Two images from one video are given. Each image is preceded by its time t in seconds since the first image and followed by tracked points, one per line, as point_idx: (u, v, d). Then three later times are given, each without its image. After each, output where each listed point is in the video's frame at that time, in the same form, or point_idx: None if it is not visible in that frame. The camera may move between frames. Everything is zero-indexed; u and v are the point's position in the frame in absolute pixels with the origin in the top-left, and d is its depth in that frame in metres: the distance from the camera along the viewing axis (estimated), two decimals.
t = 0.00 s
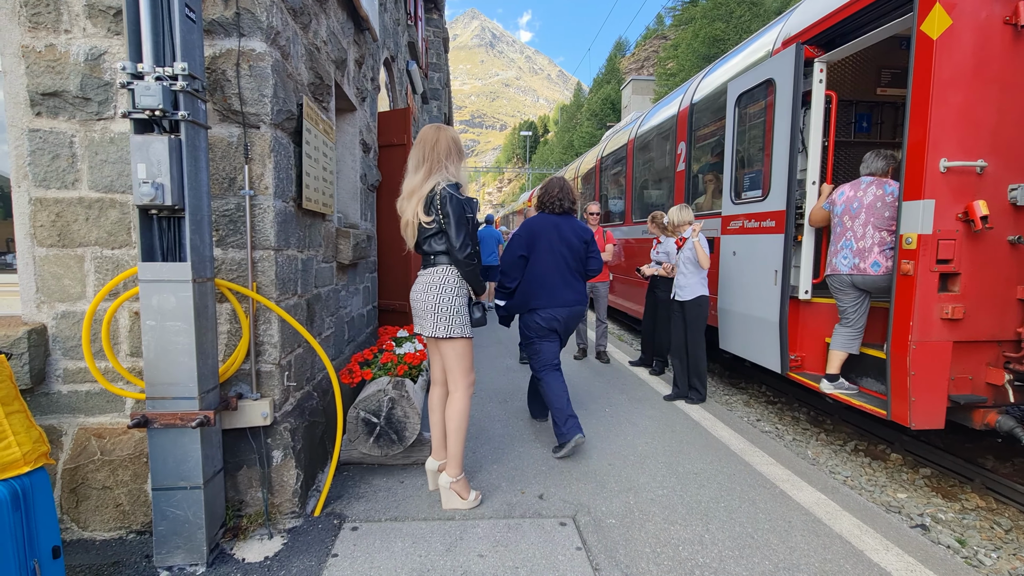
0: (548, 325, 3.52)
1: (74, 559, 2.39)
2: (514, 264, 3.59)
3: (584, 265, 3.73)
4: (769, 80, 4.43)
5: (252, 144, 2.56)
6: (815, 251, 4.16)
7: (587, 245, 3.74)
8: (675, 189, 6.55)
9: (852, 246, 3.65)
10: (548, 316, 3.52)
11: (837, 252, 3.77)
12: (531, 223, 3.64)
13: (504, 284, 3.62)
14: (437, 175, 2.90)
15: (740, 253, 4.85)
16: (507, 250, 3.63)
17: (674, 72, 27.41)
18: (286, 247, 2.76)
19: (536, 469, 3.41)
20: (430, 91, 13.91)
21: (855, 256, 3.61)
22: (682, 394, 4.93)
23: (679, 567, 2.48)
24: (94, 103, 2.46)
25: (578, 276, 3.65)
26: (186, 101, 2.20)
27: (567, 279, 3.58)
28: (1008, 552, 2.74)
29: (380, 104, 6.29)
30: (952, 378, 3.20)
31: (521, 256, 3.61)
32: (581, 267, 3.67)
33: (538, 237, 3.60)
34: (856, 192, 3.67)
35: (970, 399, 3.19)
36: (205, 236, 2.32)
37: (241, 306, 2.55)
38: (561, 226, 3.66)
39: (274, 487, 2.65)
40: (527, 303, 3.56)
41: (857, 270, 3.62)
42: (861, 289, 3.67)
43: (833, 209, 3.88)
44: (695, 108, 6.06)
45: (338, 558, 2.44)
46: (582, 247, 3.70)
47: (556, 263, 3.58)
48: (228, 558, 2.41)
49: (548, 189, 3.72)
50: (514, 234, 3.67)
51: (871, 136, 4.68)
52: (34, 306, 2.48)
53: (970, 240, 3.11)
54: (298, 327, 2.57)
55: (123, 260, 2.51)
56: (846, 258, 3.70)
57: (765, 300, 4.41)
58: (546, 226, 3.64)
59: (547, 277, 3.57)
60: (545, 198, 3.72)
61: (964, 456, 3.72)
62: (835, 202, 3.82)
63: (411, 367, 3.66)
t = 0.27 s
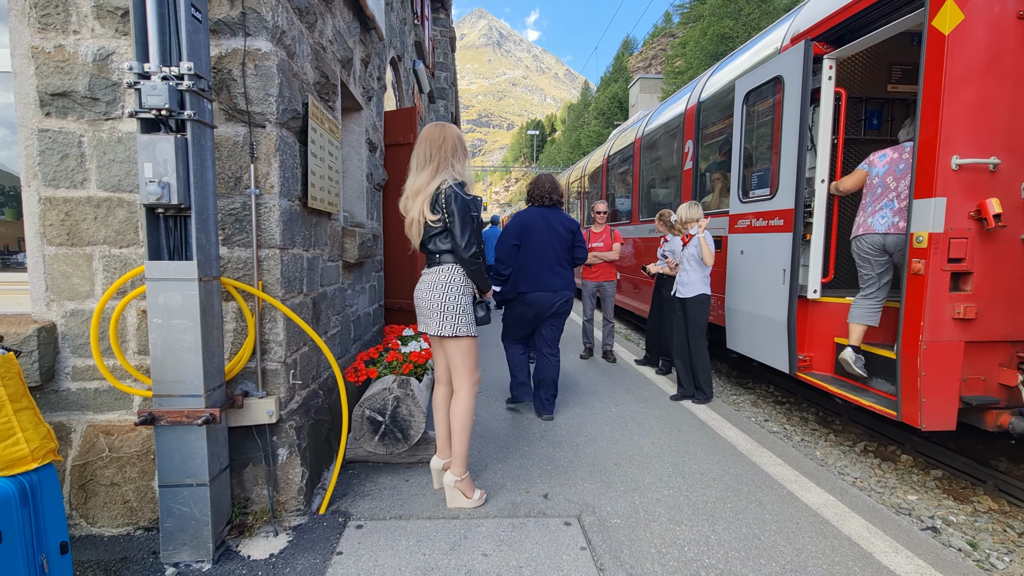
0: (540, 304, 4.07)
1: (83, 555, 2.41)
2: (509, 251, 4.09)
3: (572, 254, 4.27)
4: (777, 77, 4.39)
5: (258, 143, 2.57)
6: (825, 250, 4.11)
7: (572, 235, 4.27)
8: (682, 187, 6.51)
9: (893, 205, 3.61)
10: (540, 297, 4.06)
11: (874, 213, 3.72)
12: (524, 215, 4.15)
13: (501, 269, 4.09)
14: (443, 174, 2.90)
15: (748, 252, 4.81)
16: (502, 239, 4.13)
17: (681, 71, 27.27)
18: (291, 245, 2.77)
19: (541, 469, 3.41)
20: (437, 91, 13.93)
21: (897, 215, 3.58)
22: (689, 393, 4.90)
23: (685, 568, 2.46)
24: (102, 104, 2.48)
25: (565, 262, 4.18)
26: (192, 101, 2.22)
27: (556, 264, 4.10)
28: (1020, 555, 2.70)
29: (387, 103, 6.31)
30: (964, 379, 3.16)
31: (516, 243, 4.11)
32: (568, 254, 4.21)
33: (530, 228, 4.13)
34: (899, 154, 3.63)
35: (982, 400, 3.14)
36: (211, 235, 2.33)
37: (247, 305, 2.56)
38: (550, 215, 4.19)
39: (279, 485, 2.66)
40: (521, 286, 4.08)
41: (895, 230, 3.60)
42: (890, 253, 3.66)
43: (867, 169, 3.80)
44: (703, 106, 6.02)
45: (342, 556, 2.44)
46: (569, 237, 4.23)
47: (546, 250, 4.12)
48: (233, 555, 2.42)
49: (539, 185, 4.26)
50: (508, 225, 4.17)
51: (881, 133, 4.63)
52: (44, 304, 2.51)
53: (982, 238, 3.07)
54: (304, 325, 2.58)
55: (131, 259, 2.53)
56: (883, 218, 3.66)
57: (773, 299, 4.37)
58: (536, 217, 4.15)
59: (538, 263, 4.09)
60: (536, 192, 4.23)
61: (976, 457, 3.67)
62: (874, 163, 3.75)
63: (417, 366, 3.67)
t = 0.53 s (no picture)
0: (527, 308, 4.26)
1: (94, 551, 2.44)
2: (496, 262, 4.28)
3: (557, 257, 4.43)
4: (785, 74, 4.36)
5: (265, 142, 2.59)
6: (833, 248, 4.09)
7: (556, 240, 4.43)
8: (688, 185, 6.49)
9: (911, 187, 3.58)
10: (526, 301, 4.25)
11: (892, 194, 3.71)
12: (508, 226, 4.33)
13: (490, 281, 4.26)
14: (451, 173, 2.91)
15: (755, 250, 4.79)
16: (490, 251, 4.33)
17: (687, 68, 27.15)
18: (299, 244, 2.79)
19: (548, 467, 3.41)
20: (442, 89, 13.93)
21: (913, 196, 3.56)
22: (695, 392, 4.89)
23: (692, 566, 2.46)
24: (112, 104, 2.50)
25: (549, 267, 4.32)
26: (201, 101, 2.23)
27: (545, 266, 4.26)
28: None
29: (393, 102, 6.33)
30: (974, 378, 3.13)
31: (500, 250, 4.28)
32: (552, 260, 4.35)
33: (515, 235, 4.32)
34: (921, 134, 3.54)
35: (993, 399, 3.11)
36: (219, 234, 2.35)
37: (255, 303, 2.58)
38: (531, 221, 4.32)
39: (287, 482, 2.68)
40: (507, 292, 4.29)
41: (911, 212, 3.59)
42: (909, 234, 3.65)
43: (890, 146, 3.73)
44: (709, 103, 5.99)
45: (350, 553, 2.46)
46: (553, 242, 4.39)
47: (529, 256, 4.25)
48: (242, 551, 2.44)
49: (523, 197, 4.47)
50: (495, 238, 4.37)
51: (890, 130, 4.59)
52: (55, 303, 2.54)
53: (993, 236, 3.04)
54: (311, 324, 2.59)
55: (140, 258, 2.55)
56: (901, 200, 3.65)
57: (780, 297, 4.35)
58: (519, 226, 4.31)
59: (523, 270, 4.24)
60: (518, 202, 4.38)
61: (986, 457, 3.64)
62: (895, 142, 3.69)
63: (423, 365, 3.68)
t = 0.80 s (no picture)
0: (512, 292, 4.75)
1: (103, 547, 2.46)
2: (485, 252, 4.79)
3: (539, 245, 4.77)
4: (788, 70, 4.35)
5: (269, 141, 2.60)
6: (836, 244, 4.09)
7: (539, 229, 4.75)
8: (691, 182, 6.49)
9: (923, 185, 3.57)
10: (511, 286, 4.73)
11: (904, 191, 3.70)
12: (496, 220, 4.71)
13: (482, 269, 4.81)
14: (454, 170, 2.92)
15: (758, 246, 4.78)
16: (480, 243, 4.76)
17: (690, 64, 27.06)
18: (303, 242, 2.80)
19: (551, 464, 3.42)
20: (444, 87, 13.92)
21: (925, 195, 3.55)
22: (698, 388, 4.89)
23: (695, 562, 2.47)
24: (118, 104, 2.52)
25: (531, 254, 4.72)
26: (205, 100, 2.25)
27: (527, 254, 4.68)
28: None
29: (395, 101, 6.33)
30: (978, 373, 3.13)
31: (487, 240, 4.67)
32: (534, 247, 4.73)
33: (501, 227, 4.71)
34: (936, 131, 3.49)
35: (997, 394, 3.11)
36: (224, 232, 2.36)
37: (260, 301, 2.60)
38: (514, 214, 4.64)
39: (293, 479, 2.70)
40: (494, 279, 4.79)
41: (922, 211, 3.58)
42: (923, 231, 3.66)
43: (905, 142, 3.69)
44: (711, 100, 5.99)
45: (355, 549, 2.48)
46: (535, 232, 4.73)
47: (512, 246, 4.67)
48: (249, 547, 2.47)
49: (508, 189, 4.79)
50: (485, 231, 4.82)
51: (894, 126, 4.58)
52: (63, 301, 2.56)
53: (997, 231, 3.04)
54: (315, 321, 2.61)
55: (146, 257, 2.57)
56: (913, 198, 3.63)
57: (783, 293, 4.35)
58: (503, 219, 4.68)
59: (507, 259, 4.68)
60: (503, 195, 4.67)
61: (991, 453, 3.63)
62: (910, 136, 3.66)
63: (427, 362, 3.70)
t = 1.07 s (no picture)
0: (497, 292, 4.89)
1: (110, 546, 2.49)
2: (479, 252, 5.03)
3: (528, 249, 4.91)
4: (788, 67, 4.36)
5: (272, 142, 2.61)
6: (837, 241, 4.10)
7: (530, 234, 4.86)
8: (692, 180, 6.50)
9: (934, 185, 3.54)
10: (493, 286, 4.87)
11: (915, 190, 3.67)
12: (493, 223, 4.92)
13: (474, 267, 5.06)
14: (457, 170, 2.93)
15: (759, 244, 4.80)
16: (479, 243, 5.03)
17: (689, 62, 27.03)
18: (306, 243, 2.81)
19: (554, 462, 3.44)
20: (444, 86, 13.92)
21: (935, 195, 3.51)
22: (699, 386, 4.91)
23: (698, 559, 2.49)
24: (121, 107, 2.53)
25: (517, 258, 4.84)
26: (209, 102, 2.26)
27: (512, 256, 4.82)
28: None
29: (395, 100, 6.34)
30: (978, 370, 3.15)
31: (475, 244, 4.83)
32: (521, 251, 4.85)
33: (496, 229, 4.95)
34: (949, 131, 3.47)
35: (997, 391, 3.13)
36: (229, 234, 2.38)
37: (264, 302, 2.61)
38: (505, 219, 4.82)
39: (298, 478, 2.72)
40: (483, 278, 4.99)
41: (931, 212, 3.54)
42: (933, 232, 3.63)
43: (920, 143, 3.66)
44: (711, 98, 5.99)
45: (360, 547, 2.50)
46: (525, 236, 4.86)
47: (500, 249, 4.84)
48: (255, 546, 2.49)
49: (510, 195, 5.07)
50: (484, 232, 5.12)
51: (895, 123, 4.59)
52: (68, 303, 2.58)
53: (997, 228, 3.05)
54: (319, 322, 2.62)
55: (151, 258, 2.58)
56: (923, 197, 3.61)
57: (784, 291, 4.36)
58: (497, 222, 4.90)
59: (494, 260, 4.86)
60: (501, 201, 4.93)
61: (991, 449, 3.65)
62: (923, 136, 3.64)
63: (430, 361, 3.71)
